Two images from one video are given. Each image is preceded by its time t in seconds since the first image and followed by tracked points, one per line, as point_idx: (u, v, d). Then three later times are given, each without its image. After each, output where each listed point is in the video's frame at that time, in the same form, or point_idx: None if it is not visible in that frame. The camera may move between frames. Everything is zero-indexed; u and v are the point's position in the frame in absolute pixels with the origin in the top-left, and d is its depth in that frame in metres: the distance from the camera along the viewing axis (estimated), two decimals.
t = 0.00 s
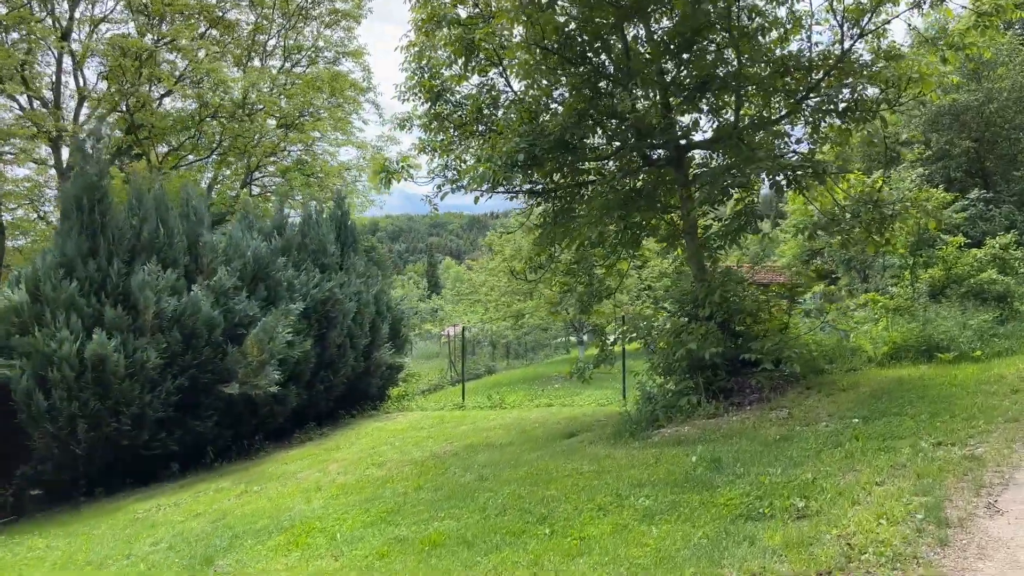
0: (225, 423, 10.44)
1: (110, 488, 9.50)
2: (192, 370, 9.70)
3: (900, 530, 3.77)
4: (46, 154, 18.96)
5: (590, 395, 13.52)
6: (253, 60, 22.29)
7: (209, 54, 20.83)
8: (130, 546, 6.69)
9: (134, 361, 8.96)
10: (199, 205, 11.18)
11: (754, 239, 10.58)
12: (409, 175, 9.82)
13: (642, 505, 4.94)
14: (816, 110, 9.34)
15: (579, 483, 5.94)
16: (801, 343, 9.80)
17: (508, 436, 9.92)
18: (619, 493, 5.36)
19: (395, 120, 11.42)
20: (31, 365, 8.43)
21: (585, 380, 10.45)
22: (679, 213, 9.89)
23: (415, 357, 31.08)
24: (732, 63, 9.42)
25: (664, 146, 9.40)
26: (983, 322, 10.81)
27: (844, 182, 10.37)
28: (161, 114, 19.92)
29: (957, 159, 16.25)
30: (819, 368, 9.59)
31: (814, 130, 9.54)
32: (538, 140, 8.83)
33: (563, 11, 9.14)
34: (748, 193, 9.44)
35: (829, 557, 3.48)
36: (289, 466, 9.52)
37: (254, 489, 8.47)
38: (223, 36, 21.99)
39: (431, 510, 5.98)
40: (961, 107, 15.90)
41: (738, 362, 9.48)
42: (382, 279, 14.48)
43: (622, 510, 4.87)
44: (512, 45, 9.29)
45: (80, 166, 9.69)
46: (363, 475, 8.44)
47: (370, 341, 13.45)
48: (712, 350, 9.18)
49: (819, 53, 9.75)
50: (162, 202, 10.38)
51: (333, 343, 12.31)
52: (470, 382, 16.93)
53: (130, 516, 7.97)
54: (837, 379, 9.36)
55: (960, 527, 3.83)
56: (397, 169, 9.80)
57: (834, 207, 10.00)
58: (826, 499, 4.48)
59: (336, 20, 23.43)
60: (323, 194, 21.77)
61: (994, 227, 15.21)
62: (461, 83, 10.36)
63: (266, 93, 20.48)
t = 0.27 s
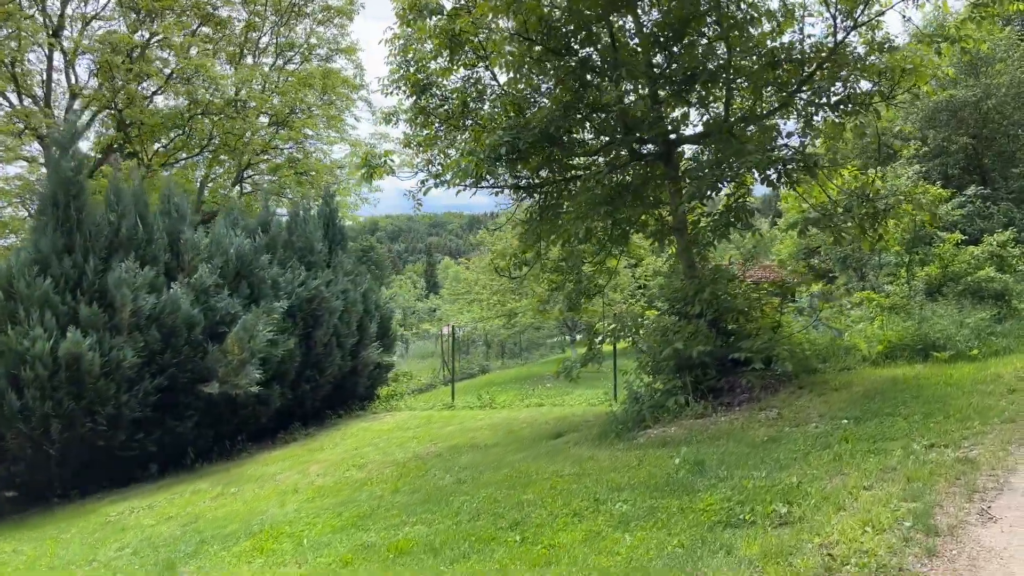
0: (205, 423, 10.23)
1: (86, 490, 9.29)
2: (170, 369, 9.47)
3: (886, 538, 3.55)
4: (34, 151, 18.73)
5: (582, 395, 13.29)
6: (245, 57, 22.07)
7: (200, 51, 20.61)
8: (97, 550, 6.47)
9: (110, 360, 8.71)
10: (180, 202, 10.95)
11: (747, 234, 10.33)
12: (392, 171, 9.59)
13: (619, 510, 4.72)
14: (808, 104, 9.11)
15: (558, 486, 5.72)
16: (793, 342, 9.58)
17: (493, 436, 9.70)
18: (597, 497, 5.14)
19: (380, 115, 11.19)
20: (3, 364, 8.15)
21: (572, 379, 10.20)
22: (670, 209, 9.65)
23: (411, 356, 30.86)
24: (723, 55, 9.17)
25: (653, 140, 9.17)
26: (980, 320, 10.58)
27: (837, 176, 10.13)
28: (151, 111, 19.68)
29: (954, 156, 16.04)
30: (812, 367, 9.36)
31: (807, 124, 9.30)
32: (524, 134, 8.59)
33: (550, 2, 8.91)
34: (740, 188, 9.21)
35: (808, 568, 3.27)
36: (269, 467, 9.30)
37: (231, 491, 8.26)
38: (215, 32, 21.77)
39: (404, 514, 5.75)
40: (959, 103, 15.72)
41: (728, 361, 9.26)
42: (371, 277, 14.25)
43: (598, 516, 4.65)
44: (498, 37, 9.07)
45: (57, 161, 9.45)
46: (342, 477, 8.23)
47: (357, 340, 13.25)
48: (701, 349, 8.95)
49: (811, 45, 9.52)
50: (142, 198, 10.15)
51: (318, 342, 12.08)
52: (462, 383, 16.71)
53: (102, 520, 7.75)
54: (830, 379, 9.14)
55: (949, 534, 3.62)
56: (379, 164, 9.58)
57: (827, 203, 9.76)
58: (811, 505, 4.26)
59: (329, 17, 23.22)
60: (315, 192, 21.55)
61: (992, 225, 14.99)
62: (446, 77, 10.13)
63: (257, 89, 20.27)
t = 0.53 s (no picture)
0: (185, 430, 9.99)
1: (60, 500, 9.05)
2: (148, 375, 9.24)
3: (872, 568, 3.33)
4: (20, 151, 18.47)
5: (573, 401, 13.05)
6: (236, 57, 21.82)
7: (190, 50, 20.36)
8: (61, 566, 6.24)
9: (84, 366, 8.47)
10: (161, 203, 10.71)
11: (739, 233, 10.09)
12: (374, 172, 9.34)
13: (597, 530, 4.49)
14: (801, 104, 8.84)
15: (537, 502, 5.49)
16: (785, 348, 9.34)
17: (478, 445, 9.47)
18: (575, 515, 4.90)
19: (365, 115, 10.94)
20: None
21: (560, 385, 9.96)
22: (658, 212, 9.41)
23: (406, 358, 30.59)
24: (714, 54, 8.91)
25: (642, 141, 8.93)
26: (977, 325, 10.36)
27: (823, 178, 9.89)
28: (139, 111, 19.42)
29: (952, 157, 15.81)
30: (804, 374, 9.12)
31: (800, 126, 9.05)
32: (508, 134, 8.32)
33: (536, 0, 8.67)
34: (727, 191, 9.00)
35: None
36: (248, 476, 9.07)
37: (206, 502, 8.03)
38: (205, 31, 21.53)
39: (375, 531, 5.51)
40: (957, 103, 15.49)
41: (718, 367, 9.03)
42: (359, 280, 14.01)
43: (574, 537, 4.41)
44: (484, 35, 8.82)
45: (32, 162, 9.21)
46: (321, 487, 8.00)
47: (344, 344, 13.03)
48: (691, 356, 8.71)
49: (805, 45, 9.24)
50: (121, 200, 9.92)
51: (303, 346, 11.85)
52: (453, 387, 16.47)
53: (72, 532, 7.52)
54: (823, 386, 8.91)
55: (939, 562, 3.40)
56: (361, 165, 9.33)
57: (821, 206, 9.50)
58: (796, 527, 4.04)
59: (321, 16, 22.97)
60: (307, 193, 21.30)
61: (990, 227, 14.77)
62: (431, 76, 9.87)
63: (248, 89, 20.02)
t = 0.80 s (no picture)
0: (163, 429, 9.76)
1: (33, 501, 8.82)
2: (124, 373, 9.01)
3: None
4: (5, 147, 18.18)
5: (563, 400, 12.83)
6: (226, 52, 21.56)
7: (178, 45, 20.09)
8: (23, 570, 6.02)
9: (56, 364, 8.24)
10: (141, 198, 10.46)
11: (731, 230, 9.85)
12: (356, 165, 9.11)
13: (573, 534, 4.27)
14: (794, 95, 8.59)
15: (514, 504, 5.26)
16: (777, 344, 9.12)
17: (463, 444, 9.25)
18: (551, 518, 4.69)
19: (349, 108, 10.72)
20: None
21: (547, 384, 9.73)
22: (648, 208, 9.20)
23: (400, 358, 30.33)
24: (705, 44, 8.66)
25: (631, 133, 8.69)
26: (973, 322, 10.15)
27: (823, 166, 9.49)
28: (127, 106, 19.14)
29: (948, 153, 15.60)
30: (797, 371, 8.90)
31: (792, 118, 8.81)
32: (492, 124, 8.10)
33: None
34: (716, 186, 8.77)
35: None
36: (226, 477, 8.85)
37: (181, 503, 7.80)
38: (196, 26, 21.16)
39: (346, 534, 5.29)
40: (953, 98, 15.28)
41: (707, 365, 8.81)
42: (346, 277, 13.77)
43: (549, 541, 4.19)
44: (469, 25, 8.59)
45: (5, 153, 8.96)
46: (299, 488, 7.78)
47: (330, 341, 12.82)
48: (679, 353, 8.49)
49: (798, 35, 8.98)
50: (98, 195, 9.67)
51: (287, 344, 11.62)
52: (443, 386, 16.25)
53: (40, 534, 7.29)
54: (815, 384, 8.69)
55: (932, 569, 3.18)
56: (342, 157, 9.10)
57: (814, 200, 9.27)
58: (780, 530, 3.83)
59: (313, 11, 22.72)
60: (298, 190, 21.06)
61: (987, 223, 14.57)
62: (416, 68, 9.62)
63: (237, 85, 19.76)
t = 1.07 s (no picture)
0: (135, 434, 9.51)
1: None
2: (92, 377, 8.75)
3: None
4: None
5: (550, 403, 12.59)
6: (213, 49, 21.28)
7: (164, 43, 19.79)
8: None
9: (19, 369, 7.99)
10: (114, 196, 10.18)
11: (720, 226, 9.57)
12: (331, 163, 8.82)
13: (534, 555, 4.01)
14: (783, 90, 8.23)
15: (481, 519, 5.00)
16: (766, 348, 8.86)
17: (442, 451, 8.99)
18: (514, 536, 4.43)
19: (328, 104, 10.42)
20: None
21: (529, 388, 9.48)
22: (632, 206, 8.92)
23: (394, 358, 30.00)
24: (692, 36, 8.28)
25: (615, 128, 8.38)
26: (967, 325, 9.90)
27: (818, 161, 9.11)
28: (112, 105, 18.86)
29: (944, 150, 15.37)
30: (785, 376, 8.64)
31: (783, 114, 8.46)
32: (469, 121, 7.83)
33: None
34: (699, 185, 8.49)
35: None
36: (197, 484, 8.60)
37: (146, 512, 7.55)
38: (183, 23, 20.85)
39: (303, 551, 5.04)
40: (949, 96, 15.03)
41: (691, 370, 8.57)
42: (328, 277, 13.49)
43: (508, 563, 3.93)
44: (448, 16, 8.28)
45: None
46: (268, 497, 7.52)
47: (312, 343, 12.58)
48: (664, 357, 8.19)
49: (787, 28, 8.65)
50: (67, 194, 9.40)
51: (266, 346, 11.36)
52: (430, 389, 16.00)
53: None
54: (804, 389, 8.44)
55: None
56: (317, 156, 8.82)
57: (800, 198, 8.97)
58: (751, 554, 3.57)
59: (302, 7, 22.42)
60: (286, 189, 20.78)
61: (983, 223, 14.33)
62: (397, 63, 9.33)
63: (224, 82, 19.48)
